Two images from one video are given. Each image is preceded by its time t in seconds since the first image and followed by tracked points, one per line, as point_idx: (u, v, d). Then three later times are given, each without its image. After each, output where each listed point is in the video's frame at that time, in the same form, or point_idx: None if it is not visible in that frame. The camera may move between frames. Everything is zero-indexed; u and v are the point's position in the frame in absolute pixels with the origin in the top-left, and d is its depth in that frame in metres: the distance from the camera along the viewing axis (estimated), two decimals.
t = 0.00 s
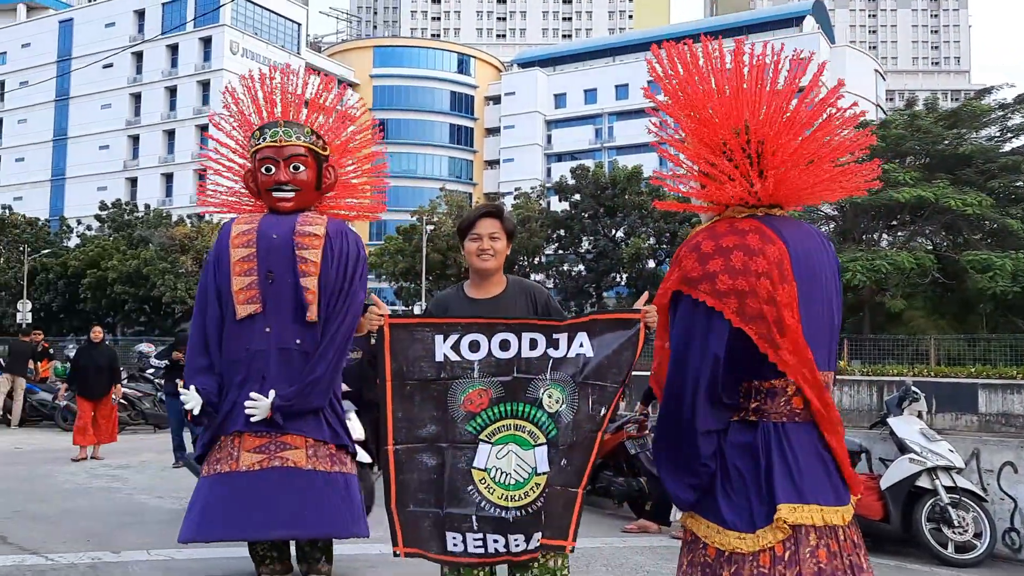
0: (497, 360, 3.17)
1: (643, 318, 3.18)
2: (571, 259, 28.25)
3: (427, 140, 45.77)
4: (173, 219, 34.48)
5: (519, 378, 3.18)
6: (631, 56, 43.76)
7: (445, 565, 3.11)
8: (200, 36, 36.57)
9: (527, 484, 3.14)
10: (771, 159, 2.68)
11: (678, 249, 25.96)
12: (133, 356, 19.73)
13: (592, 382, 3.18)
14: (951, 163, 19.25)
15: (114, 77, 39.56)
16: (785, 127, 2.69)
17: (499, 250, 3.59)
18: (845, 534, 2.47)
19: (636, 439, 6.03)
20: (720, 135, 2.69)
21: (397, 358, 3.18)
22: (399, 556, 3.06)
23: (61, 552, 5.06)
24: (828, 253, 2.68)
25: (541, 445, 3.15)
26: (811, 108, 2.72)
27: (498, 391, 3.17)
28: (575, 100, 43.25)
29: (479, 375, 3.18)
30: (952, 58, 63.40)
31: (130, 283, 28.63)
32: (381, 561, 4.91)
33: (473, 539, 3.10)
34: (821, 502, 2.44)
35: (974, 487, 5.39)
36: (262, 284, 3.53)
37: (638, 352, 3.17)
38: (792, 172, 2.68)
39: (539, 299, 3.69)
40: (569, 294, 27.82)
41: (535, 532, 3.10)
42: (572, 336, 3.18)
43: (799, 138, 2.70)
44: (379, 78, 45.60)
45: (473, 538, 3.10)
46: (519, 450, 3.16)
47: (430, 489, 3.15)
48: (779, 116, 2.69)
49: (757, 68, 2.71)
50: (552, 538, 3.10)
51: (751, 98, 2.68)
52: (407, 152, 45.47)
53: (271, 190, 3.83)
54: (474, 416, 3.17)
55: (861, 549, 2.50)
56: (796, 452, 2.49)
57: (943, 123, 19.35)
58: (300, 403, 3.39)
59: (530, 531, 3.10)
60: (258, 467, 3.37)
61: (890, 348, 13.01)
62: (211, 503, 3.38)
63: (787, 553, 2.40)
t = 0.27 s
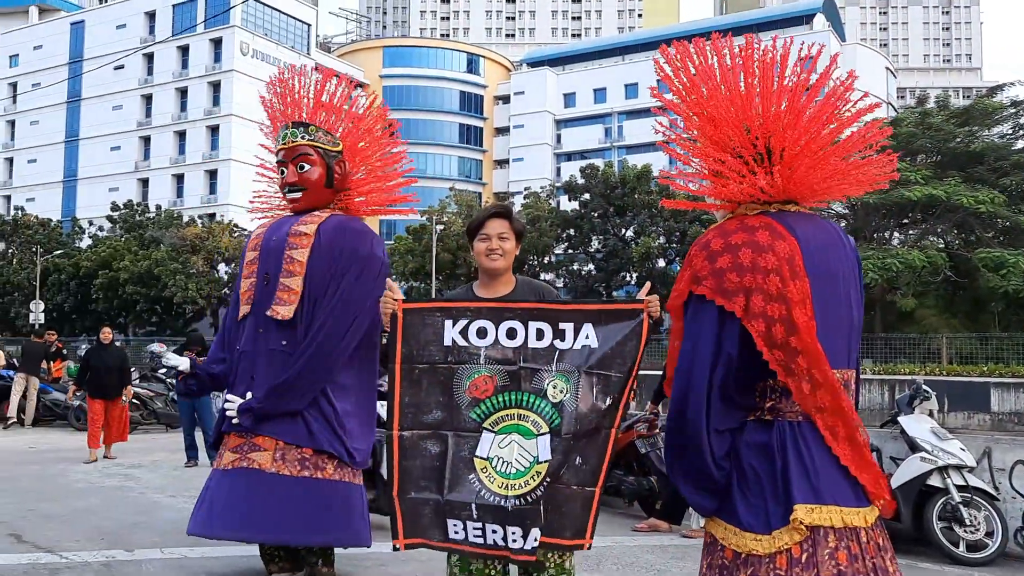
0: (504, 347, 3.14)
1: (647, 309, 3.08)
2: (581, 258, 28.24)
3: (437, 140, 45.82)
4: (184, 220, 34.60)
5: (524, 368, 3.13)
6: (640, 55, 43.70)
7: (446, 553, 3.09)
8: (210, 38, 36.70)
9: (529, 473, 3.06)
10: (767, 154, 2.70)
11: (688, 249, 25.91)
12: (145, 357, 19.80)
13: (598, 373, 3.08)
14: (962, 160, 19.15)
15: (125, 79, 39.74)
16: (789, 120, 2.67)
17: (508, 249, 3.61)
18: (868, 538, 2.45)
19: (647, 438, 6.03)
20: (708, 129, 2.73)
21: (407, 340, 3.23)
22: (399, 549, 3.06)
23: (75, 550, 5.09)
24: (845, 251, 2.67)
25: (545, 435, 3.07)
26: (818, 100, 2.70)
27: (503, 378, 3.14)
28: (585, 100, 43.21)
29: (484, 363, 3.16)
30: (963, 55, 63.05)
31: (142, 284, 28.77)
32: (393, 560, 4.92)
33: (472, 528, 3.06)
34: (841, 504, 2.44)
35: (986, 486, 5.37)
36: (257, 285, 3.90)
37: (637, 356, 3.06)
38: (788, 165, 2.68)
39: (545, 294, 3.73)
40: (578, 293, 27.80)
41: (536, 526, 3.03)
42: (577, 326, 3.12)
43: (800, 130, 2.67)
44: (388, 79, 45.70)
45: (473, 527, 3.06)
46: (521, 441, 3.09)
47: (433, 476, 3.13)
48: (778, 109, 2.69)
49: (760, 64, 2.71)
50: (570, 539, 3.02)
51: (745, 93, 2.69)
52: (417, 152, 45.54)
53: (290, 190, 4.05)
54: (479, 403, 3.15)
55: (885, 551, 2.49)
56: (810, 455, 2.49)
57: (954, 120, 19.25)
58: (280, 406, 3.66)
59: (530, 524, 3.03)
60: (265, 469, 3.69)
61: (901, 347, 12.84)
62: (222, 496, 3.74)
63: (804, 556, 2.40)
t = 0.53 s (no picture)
0: (510, 347, 3.09)
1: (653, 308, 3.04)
2: (590, 257, 28.44)
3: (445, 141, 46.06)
4: (196, 221, 34.91)
5: (530, 364, 3.08)
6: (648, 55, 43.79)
7: (448, 545, 3.09)
8: (222, 42, 36.97)
9: (538, 466, 3.05)
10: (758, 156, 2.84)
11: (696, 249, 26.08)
12: (159, 357, 20.07)
13: (608, 372, 3.08)
14: (969, 160, 19.20)
15: (137, 81, 40.13)
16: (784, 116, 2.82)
17: (516, 249, 3.75)
18: (858, 542, 2.61)
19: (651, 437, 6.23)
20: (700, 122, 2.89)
21: (412, 338, 3.18)
22: (401, 542, 3.08)
23: (92, 547, 5.28)
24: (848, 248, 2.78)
25: (554, 429, 3.07)
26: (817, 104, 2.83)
27: (510, 374, 3.09)
28: (593, 100, 43.32)
29: (491, 359, 3.11)
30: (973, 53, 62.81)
31: (156, 284, 29.17)
32: (402, 555, 5.09)
33: (476, 521, 3.06)
34: (831, 506, 2.60)
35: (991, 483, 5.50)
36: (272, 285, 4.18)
37: (648, 358, 3.05)
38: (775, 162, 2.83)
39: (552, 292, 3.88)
40: (586, 293, 28.01)
41: (542, 519, 3.01)
42: (585, 324, 3.08)
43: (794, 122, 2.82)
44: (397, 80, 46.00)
45: (477, 520, 3.06)
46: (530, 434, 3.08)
47: (441, 467, 3.13)
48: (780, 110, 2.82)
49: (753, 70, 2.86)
50: (604, 537, 3.06)
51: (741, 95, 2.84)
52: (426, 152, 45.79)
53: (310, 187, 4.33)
54: (486, 398, 3.11)
55: (878, 555, 2.65)
56: (802, 458, 2.64)
57: (961, 119, 19.27)
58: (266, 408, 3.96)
59: (535, 517, 3.01)
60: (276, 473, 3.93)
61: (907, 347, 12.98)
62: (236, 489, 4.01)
63: (789, 555, 2.59)
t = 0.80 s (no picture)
0: (516, 352, 2.88)
1: (664, 309, 2.76)
2: (597, 256, 28.32)
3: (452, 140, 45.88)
4: (202, 220, 34.80)
5: (538, 369, 2.88)
6: (655, 53, 43.64)
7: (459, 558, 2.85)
8: (227, 40, 36.97)
9: (548, 471, 2.86)
10: (733, 162, 2.76)
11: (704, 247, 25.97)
12: (164, 357, 19.96)
13: (617, 376, 2.86)
14: (981, 157, 19.04)
15: (143, 81, 40.04)
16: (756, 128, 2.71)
17: (522, 249, 3.61)
18: (816, 547, 2.45)
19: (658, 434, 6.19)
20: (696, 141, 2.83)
21: (416, 346, 2.91)
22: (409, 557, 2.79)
23: (97, 548, 5.15)
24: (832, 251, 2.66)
25: (562, 434, 2.87)
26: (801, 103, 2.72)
27: (516, 381, 2.88)
28: (600, 98, 43.16)
29: (497, 365, 2.89)
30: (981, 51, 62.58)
31: (161, 284, 28.99)
32: (410, 557, 4.98)
33: (490, 529, 2.84)
34: (788, 508, 2.46)
35: (1004, 483, 5.31)
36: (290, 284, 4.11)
37: (659, 361, 2.79)
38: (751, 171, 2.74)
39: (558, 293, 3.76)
40: (594, 292, 27.92)
41: (556, 523, 2.84)
42: (591, 328, 2.87)
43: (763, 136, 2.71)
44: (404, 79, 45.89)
45: (490, 529, 2.84)
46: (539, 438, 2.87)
47: (450, 480, 2.87)
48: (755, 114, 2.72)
49: (740, 64, 2.76)
50: (627, 547, 2.82)
51: (712, 99, 2.76)
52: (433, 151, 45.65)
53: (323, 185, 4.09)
54: (493, 406, 2.88)
55: (841, 562, 2.46)
56: (757, 458, 2.54)
57: (973, 116, 19.08)
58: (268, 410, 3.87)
59: (552, 520, 2.84)
60: (275, 477, 3.82)
61: (919, 345, 12.82)
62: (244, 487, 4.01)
63: (740, 553, 2.48)
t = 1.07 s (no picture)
0: (519, 350, 2.81)
1: (666, 307, 2.80)
2: (603, 255, 28.32)
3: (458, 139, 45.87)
4: (208, 220, 34.88)
5: (541, 367, 2.82)
6: (661, 52, 43.55)
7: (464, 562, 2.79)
8: (233, 40, 37.08)
9: (553, 471, 2.81)
10: (703, 168, 2.93)
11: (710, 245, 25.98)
12: (171, 357, 20.02)
13: (620, 373, 2.82)
14: (989, 155, 18.95)
15: (149, 81, 40.15)
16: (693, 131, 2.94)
17: (528, 249, 3.61)
18: (753, 542, 2.64)
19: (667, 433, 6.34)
20: (686, 148, 2.98)
21: (419, 347, 2.82)
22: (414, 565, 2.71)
23: (104, 548, 5.16)
24: (786, 257, 2.78)
25: (566, 432, 2.82)
26: (763, 112, 2.85)
27: (519, 380, 2.82)
28: (606, 97, 43.11)
29: (499, 364, 2.82)
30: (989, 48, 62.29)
31: (167, 284, 29.10)
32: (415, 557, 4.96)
33: (495, 531, 2.79)
34: (726, 504, 2.70)
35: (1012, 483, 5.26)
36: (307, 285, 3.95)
37: (662, 359, 2.81)
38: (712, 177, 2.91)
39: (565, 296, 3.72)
40: (599, 291, 27.96)
41: (562, 524, 2.79)
42: (594, 326, 2.81)
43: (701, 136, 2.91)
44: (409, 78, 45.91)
45: (495, 531, 2.79)
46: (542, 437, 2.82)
47: (454, 481, 2.80)
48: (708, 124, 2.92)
49: (707, 71, 2.94)
50: (635, 547, 2.77)
51: (682, 104, 2.97)
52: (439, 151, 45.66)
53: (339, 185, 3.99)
54: (496, 405, 2.82)
55: (781, 561, 2.62)
56: (702, 454, 2.82)
57: (981, 114, 18.98)
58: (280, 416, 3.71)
59: (558, 520, 2.79)
60: (295, 480, 3.67)
61: (926, 344, 12.80)
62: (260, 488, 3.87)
63: (683, 540, 2.80)
